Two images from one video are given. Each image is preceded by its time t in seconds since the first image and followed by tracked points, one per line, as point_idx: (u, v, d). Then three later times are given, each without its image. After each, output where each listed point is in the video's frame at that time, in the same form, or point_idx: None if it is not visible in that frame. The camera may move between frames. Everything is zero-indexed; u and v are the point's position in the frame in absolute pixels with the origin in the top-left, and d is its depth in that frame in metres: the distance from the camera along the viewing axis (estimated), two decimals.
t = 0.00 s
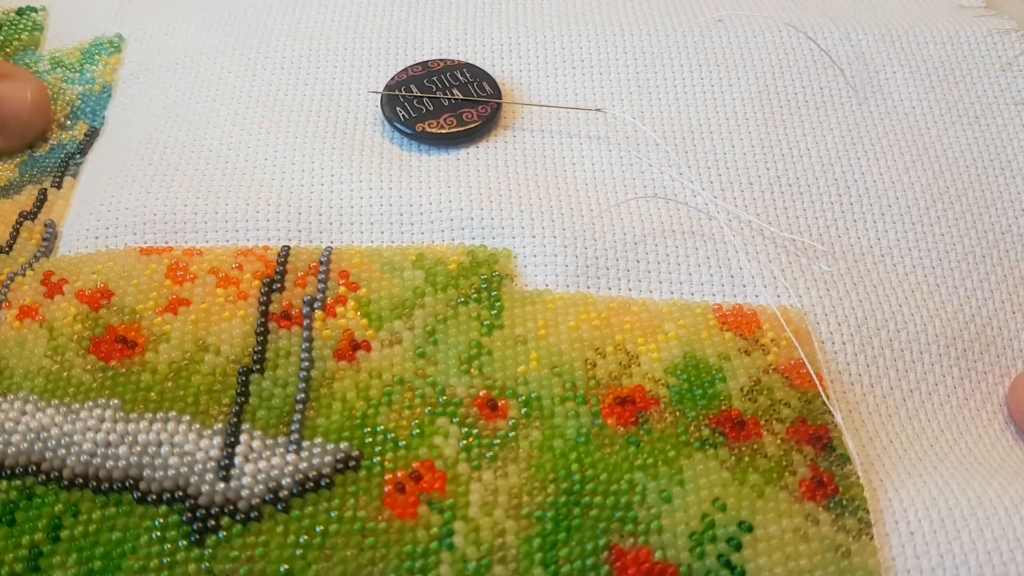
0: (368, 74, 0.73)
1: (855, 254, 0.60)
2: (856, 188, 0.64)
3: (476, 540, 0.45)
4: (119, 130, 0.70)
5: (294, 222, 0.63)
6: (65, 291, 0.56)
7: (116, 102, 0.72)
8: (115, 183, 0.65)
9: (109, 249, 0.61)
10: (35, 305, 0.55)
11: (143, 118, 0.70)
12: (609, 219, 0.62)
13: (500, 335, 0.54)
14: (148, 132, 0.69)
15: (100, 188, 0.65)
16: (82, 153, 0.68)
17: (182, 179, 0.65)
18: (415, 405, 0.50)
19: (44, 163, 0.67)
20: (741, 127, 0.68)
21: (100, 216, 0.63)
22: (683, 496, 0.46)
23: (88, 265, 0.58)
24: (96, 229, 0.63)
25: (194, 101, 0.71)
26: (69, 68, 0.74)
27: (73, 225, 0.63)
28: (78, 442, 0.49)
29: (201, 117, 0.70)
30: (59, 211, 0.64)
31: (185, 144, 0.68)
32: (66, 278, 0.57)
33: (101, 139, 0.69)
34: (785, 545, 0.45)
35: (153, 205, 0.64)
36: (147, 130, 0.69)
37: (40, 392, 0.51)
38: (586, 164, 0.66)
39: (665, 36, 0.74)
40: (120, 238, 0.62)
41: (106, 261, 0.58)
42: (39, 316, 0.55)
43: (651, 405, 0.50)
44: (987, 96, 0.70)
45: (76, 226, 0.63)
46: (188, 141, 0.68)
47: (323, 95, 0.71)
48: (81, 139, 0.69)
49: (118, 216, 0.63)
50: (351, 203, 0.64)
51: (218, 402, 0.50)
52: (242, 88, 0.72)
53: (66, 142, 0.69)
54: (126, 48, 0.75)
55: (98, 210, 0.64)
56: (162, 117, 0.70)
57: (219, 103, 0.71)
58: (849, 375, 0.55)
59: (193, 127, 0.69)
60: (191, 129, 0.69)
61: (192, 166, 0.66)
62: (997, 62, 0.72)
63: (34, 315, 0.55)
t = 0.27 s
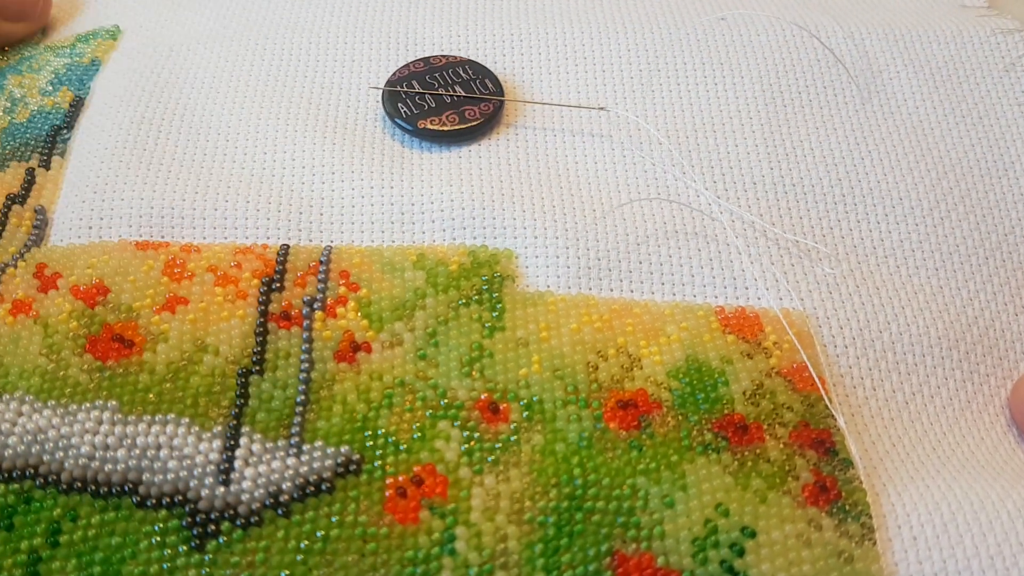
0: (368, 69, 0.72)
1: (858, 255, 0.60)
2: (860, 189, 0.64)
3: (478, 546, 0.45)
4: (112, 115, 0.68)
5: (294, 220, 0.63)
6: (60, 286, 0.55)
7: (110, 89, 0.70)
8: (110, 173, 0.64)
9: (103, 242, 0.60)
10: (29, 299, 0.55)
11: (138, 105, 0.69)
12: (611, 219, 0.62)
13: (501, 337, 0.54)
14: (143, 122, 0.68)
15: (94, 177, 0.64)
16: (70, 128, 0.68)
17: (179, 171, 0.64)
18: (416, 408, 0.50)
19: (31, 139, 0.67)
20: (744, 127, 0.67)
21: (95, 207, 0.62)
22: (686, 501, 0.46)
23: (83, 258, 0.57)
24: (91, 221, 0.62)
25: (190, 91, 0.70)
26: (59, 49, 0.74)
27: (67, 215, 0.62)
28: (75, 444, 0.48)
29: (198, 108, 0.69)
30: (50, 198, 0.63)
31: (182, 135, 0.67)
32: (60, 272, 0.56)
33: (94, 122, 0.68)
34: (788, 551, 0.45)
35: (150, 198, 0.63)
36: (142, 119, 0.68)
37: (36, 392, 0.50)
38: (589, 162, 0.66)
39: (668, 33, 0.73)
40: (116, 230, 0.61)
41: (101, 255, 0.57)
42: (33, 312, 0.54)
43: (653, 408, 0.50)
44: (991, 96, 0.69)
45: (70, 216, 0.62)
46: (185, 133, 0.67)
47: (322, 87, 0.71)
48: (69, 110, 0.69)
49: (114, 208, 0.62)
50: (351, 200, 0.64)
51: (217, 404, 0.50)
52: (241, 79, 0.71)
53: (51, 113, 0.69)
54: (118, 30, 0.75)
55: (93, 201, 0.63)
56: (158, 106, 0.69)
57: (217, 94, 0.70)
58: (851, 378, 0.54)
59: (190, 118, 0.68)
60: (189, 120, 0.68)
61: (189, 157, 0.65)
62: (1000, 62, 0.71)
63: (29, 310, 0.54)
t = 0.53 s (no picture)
0: (369, 66, 0.72)
1: (860, 254, 0.60)
2: (862, 189, 0.63)
3: (479, 547, 0.45)
4: (111, 111, 0.68)
5: (295, 218, 0.62)
6: (59, 284, 0.55)
7: (108, 82, 0.70)
8: (110, 170, 0.64)
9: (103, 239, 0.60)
10: (28, 297, 0.55)
11: (137, 101, 0.69)
12: (613, 219, 0.62)
13: (502, 337, 0.53)
14: (143, 118, 0.67)
15: (93, 173, 0.64)
16: (66, 121, 0.67)
17: (179, 169, 0.64)
18: (416, 409, 0.50)
19: (27, 130, 0.66)
20: (747, 126, 0.67)
21: (94, 204, 0.62)
22: (687, 503, 0.46)
23: (82, 256, 0.57)
24: (90, 218, 0.61)
25: (190, 87, 0.70)
26: (52, 33, 0.73)
27: (65, 212, 0.62)
28: (75, 444, 0.48)
29: (198, 104, 0.69)
30: (48, 194, 0.63)
31: (182, 132, 0.67)
32: (60, 271, 0.56)
33: (93, 116, 0.67)
34: (789, 552, 0.45)
35: (149, 195, 0.63)
36: (141, 114, 0.68)
37: (35, 392, 0.50)
38: (591, 161, 0.66)
39: (670, 31, 0.73)
40: (116, 228, 0.61)
41: (101, 253, 0.57)
42: (32, 310, 0.54)
43: (655, 409, 0.50)
44: (993, 95, 0.69)
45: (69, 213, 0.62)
46: (185, 129, 0.67)
47: (323, 84, 0.70)
48: (65, 101, 0.68)
49: (113, 205, 0.62)
50: (352, 199, 0.63)
51: (217, 404, 0.50)
52: (240, 74, 0.71)
53: (46, 103, 0.68)
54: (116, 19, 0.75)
55: (92, 198, 0.62)
56: (157, 101, 0.69)
57: (216, 90, 0.70)
58: (852, 378, 0.54)
59: (190, 115, 0.68)
60: (189, 117, 0.68)
61: (189, 154, 0.65)
62: (1003, 61, 0.71)
63: (27, 309, 0.54)
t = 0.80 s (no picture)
0: (368, 66, 0.72)
1: (860, 249, 0.60)
2: (862, 184, 0.63)
3: (477, 545, 0.45)
4: (111, 112, 0.68)
5: (293, 219, 0.62)
6: (57, 284, 0.55)
7: (108, 84, 0.70)
8: (108, 170, 0.64)
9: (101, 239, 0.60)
10: (26, 297, 0.55)
11: (136, 102, 0.69)
12: (612, 217, 0.62)
13: (500, 335, 0.53)
14: (142, 119, 0.67)
15: (92, 174, 0.64)
16: (65, 122, 0.67)
17: (178, 169, 0.64)
18: (414, 407, 0.50)
19: (25, 131, 0.66)
20: (746, 123, 0.67)
21: (93, 204, 0.62)
22: (686, 499, 0.46)
23: (80, 257, 0.57)
24: (89, 219, 0.62)
25: (189, 88, 0.70)
26: (53, 36, 0.73)
27: (64, 213, 0.62)
28: (73, 444, 0.48)
29: (196, 106, 0.69)
30: (46, 195, 0.63)
31: (181, 133, 0.67)
32: (57, 271, 0.56)
33: (92, 118, 0.68)
34: (788, 548, 0.44)
35: (148, 196, 0.63)
36: (140, 116, 0.68)
37: (34, 392, 0.50)
38: (590, 159, 0.65)
39: (669, 30, 0.73)
40: (114, 229, 0.61)
41: (98, 254, 0.57)
42: (30, 310, 0.54)
43: (653, 405, 0.50)
44: (993, 91, 0.69)
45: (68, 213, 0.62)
46: (184, 130, 0.67)
47: (322, 85, 0.70)
48: (64, 102, 0.69)
49: (111, 206, 0.62)
50: (350, 199, 0.63)
51: (215, 403, 0.50)
52: (240, 75, 0.71)
53: (45, 104, 0.68)
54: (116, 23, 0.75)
55: (91, 199, 0.62)
56: (157, 103, 0.69)
57: (215, 91, 0.70)
58: (853, 372, 0.54)
59: (189, 116, 0.68)
60: (188, 118, 0.68)
61: (188, 155, 0.65)
62: (1003, 57, 0.71)
63: (26, 309, 0.54)
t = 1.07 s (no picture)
0: (364, 68, 0.72)
1: (858, 248, 0.60)
2: (860, 183, 0.63)
3: (475, 548, 0.45)
4: (107, 114, 0.68)
5: (289, 220, 0.62)
6: (53, 287, 0.55)
7: (104, 87, 0.70)
8: (104, 172, 0.64)
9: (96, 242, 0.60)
10: (22, 301, 0.55)
11: (132, 105, 0.68)
12: (609, 218, 0.62)
13: (497, 337, 0.53)
14: (138, 122, 0.67)
15: (88, 177, 0.64)
16: (61, 125, 0.67)
17: (174, 172, 0.64)
18: (411, 409, 0.50)
19: (21, 134, 0.66)
20: (744, 122, 0.67)
21: (88, 208, 0.62)
22: (683, 501, 0.46)
23: (76, 260, 0.57)
24: (85, 222, 0.61)
25: (185, 90, 0.70)
26: (51, 42, 0.73)
27: (59, 216, 0.62)
28: (69, 449, 0.48)
29: (192, 108, 0.68)
30: (42, 198, 0.63)
31: (177, 136, 0.66)
32: (53, 275, 0.56)
33: (88, 121, 0.67)
34: (787, 550, 0.44)
35: (144, 199, 0.63)
36: (137, 118, 0.68)
37: (30, 396, 0.50)
38: (587, 159, 0.65)
39: (666, 29, 0.73)
40: (110, 232, 0.61)
41: (94, 257, 0.57)
42: (26, 314, 0.54)
43: (651, 407, 0.49)
44: (991, 88, 0.69)
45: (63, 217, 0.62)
46: (180, 133, 0.67)
47: (319, 87, 0.70)
48: (61, 105, 0.68)
49: (107, 209, 0.62)
50: (347, 201, 0.63)
51: (211, 407, 0.50)
52: (236, 78, 0.70)
53: (42, 106, 0.68)
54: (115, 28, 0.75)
55: (87, 202, 0.62)
56: (153, 105, 0.68)
57: (211, 94, 0.69)
58: (852, 371, 0.54)
59: (185, 118, 0.68)
60: (184, 120, 0.68)
61: (184, 158, 0.65)
62: (1001, 54, 0.71)
63: (22, 313, 0.54)
